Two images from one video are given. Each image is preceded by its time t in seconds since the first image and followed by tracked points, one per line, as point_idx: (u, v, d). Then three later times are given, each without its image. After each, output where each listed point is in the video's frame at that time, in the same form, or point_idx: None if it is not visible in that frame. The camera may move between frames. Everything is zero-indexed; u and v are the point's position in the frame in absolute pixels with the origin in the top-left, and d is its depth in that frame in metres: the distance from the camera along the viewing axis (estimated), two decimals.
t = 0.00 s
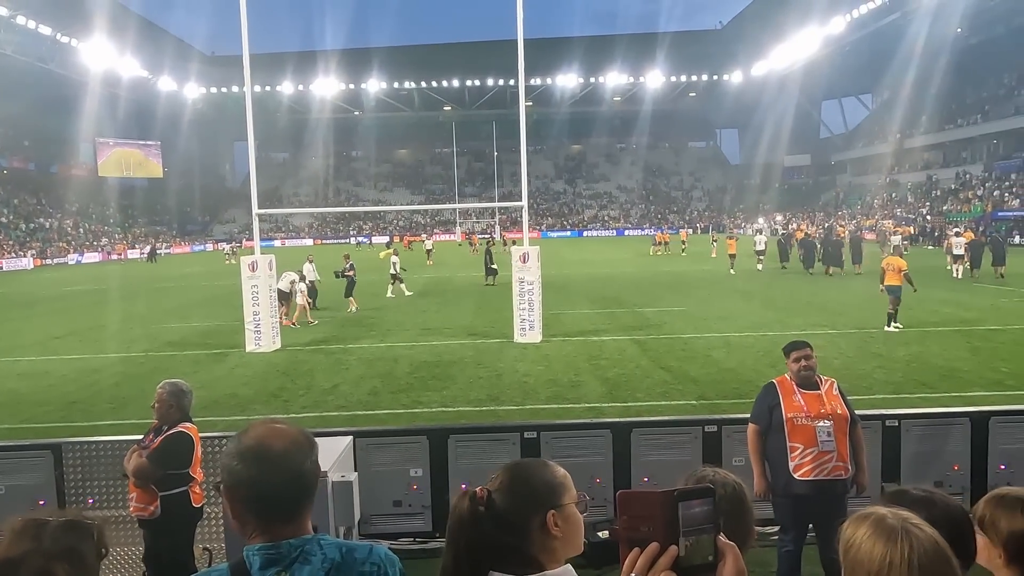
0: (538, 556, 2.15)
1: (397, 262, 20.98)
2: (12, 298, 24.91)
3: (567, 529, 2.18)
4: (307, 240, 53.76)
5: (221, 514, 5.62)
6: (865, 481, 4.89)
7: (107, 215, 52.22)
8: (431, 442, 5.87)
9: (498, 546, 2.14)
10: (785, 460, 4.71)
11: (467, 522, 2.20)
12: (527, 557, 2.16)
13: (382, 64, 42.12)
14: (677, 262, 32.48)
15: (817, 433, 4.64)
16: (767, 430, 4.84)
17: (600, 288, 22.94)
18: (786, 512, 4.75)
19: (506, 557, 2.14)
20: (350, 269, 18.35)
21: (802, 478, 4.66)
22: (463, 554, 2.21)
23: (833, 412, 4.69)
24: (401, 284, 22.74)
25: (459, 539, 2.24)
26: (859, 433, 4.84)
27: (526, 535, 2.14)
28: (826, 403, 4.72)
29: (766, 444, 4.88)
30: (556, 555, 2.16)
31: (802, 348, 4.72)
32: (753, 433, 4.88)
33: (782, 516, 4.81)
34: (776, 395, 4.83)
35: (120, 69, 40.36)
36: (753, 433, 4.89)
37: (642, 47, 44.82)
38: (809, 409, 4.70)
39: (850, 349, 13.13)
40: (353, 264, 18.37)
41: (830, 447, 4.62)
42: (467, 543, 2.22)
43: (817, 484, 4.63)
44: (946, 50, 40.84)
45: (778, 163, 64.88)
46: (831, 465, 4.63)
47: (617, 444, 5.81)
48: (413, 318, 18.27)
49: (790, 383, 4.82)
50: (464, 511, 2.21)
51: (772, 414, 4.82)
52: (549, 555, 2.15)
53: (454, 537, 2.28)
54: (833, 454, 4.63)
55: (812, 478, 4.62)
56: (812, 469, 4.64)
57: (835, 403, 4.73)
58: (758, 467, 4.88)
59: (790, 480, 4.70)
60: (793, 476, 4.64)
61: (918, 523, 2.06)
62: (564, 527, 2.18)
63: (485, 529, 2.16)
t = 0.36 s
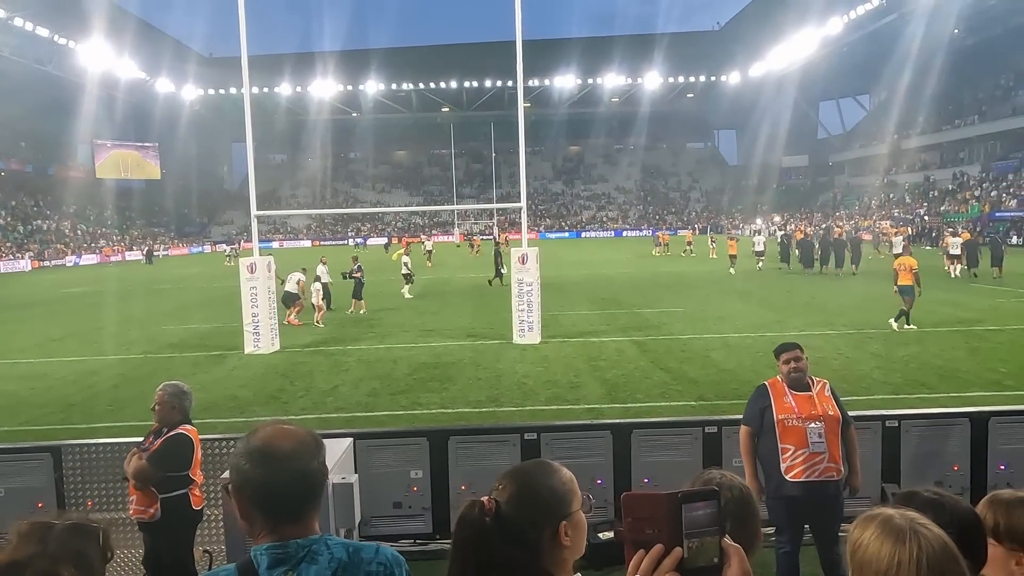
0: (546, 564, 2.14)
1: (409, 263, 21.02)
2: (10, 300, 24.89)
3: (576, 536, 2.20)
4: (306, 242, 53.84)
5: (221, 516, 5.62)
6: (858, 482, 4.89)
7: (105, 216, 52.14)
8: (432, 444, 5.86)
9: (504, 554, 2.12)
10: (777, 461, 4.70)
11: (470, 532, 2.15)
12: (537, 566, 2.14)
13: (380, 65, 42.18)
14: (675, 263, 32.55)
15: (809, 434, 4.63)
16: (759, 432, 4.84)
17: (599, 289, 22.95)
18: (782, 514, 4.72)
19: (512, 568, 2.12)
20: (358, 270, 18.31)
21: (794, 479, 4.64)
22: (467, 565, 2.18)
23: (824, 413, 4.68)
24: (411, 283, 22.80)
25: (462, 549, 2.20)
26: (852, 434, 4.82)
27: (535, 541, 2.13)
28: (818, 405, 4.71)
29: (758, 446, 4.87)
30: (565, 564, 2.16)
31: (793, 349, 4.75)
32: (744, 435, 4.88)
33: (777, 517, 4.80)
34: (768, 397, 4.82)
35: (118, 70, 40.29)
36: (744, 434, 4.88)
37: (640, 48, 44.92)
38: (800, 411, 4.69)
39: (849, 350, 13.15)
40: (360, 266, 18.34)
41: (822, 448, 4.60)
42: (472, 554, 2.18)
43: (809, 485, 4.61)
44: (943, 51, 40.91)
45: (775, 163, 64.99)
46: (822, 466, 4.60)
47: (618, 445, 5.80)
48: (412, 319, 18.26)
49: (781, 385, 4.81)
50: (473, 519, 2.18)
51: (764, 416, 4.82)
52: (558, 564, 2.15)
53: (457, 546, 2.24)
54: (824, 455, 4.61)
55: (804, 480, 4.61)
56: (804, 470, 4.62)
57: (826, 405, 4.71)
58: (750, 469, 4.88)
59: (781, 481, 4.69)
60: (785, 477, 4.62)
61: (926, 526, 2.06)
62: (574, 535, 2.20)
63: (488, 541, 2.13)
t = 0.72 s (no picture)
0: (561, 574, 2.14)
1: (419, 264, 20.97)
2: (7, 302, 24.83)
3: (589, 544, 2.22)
4: (304, 244, 53.81)
5: (221, 518, 5.61)
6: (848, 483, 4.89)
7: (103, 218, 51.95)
8: (432, 445, 5.85)
9: (516, 560, 2.09)
10: (769, 464, 4.69)
11: (488, 540, 2.13)
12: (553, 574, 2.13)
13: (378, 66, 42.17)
14: (674, 264, 32.57)
15: (800, 436, 4.63)
16: (751, 435, 4.83)
17: (598, 291, 22.95)
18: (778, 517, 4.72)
19: None
20: (364, 272, 18.19)
21: (786, 481, 4.63)
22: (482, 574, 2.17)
23: (815, 415, 4.67)
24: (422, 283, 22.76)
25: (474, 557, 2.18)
26: (845, 435, 4.83)
27: (547, 548, 2.12)
28: (809, 406, 4.70)
29: (750, 450, 4.86)
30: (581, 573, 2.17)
31: (784, 352, 4.74)
32: (736, 438, 4.88)
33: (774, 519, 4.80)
34: (759, 400, 4.81)
35: (115, 72, 40.14)
36: (736, 437, 4.88)
37: (638, 49, 44.87)
38: (791, 412, 4.68)
39: (848, 351, 13.16)
40: (367, 268, 18.24)
41: (812, 450, 4.61)
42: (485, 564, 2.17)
43: (802, 487, 4.61)
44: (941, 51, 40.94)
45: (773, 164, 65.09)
46: (814, 467, 4.61)
47: (618, 446, 5.81)
48: (410, 321, 18.25)
49: (772, 388, 4.80)
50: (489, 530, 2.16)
51: (756, 418, 4.81)
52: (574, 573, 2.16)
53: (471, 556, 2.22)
54: (816, 457, 4.61)
55: (796, 482, 4.61)
56: (796, 471, 4.62)
57: (818, 406, 4.70)
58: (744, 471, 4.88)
59: (773, 482, 4.69)
60: (778, 479, 4.62)
61: (933, 526, 2.06)
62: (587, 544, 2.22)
63: (504, 547, 2.10)
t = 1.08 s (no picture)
0: None
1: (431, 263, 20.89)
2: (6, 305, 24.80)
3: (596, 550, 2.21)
4: (303, 245, 53.78)
5: (220, 520, 5.60)
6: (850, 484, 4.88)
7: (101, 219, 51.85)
8: (431, 447, 5.85)
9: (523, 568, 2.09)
10: (768, 465, 4.70)
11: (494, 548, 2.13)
12: None
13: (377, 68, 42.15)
14: (672, 265, 32.59)
15: (796, 437, 4.63)
16: (750, 435, 4.83)
17: (597, 292, 22.98)
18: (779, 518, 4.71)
19: None
20: (368, 271, 18.13)
21: (783, 482, 4.64)
22: None
23: (813, 416, 4.65)
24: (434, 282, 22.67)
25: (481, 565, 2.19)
26: (844, 435, 4.81)
27: (556, 557, 2.12)
28: (808, 407, 4.69)
29: (749, 450, 4.87)
30: None
31: (785, 353, 4.71)
32: (735, 438, 4.88)
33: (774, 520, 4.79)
34: (758, 401, 4.81)
35: (113, 73, 40.06)
36: (735, 437, 4.88)
37: (636, 50, 44.86)
38: (790, 414, 4.68)
39: (847, 351, 13.16)
40: (371, 267, 18.17)
41: (809, 451, 4.60)
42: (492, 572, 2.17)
43: (801, 487, 4.61)
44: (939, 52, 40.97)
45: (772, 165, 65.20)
46: (811, 468, 4.60)
47: (617, 448, 5.82)
48: (410, 322, 18.25)
49: (771, 388, 4.79)
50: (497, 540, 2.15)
51: (754, 419, 4.81)
52: None
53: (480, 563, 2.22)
54: (813, 458, 4.60)
55: (794, 483, 4.60)
56: (793, 472, 4.62)
57: (816, 407, 4.68)
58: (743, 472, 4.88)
59: (770, 483, 4.70)
60: (776, 480, 4.62)
61: (936, 527, 2.06)
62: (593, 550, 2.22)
63: (512, 556, 2.09)
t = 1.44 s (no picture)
0: None
1: (440, 265, 20.90)
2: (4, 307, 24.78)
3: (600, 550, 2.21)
4: (303, 247, 53.75)
5: (219, 522, 5.59)
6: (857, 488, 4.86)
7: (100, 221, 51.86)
8: (431, 448, 5.84)
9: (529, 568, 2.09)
10: (770, 465, 4.71)
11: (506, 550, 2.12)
12: None
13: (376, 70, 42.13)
14: (671, 267, 32.59)
15: (800, 438, 4.62)
16: (756, 435, 4.84)
17: (595, 293, 23.02)
18: (781, 519, 4.70)
19: None
20: (367, 271, 18.15)
21: (785, 482, 4.64)
22: None
23: (820, 418, 4.63)
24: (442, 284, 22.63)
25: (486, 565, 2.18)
26: (849, 437, 4.80)
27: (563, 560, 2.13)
28: (815, 409, 4.66)
29: (754, 449, 4.87)
30: None
31: (796, 354, 4.70)
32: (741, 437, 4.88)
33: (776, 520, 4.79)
34: (765, 401, 4.81)
35: (112, 75, 40.04)
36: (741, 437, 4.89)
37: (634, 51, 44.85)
38: (797, 414, 4.66)
39: (846, 352, 13.16)
40: (370, 267, 18.19)
41: (814, 452, 4.60)
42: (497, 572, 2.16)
43: (804, 489, 4.60)
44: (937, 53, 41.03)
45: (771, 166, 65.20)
46: (813, 470, 4.60)
47: (617, 449, 5.82)
48: (409, 323, 18.25)
49: (780, 388, 4.77)
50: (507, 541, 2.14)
51: (761, 419, 4.82)
52: None
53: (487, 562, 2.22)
54: (816, 460, 4.60)
55: (797, 484, 4.60)
56: (795, 473, 4.62)
57: (824, 409, 4.65)
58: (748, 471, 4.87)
59: (772, 483, 4.71)
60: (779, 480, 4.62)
61: (945, 531, 2.07)
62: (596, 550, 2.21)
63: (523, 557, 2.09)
